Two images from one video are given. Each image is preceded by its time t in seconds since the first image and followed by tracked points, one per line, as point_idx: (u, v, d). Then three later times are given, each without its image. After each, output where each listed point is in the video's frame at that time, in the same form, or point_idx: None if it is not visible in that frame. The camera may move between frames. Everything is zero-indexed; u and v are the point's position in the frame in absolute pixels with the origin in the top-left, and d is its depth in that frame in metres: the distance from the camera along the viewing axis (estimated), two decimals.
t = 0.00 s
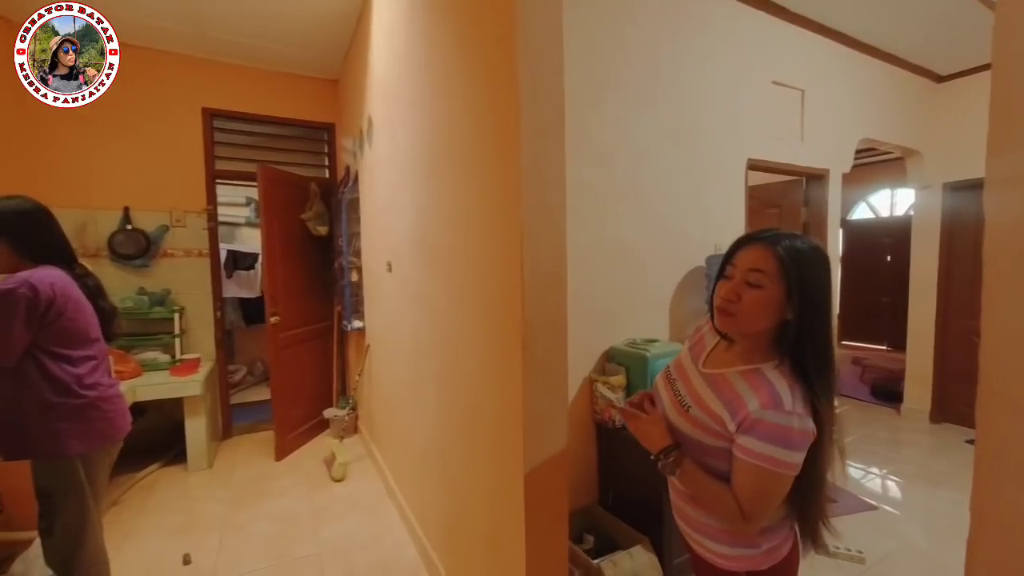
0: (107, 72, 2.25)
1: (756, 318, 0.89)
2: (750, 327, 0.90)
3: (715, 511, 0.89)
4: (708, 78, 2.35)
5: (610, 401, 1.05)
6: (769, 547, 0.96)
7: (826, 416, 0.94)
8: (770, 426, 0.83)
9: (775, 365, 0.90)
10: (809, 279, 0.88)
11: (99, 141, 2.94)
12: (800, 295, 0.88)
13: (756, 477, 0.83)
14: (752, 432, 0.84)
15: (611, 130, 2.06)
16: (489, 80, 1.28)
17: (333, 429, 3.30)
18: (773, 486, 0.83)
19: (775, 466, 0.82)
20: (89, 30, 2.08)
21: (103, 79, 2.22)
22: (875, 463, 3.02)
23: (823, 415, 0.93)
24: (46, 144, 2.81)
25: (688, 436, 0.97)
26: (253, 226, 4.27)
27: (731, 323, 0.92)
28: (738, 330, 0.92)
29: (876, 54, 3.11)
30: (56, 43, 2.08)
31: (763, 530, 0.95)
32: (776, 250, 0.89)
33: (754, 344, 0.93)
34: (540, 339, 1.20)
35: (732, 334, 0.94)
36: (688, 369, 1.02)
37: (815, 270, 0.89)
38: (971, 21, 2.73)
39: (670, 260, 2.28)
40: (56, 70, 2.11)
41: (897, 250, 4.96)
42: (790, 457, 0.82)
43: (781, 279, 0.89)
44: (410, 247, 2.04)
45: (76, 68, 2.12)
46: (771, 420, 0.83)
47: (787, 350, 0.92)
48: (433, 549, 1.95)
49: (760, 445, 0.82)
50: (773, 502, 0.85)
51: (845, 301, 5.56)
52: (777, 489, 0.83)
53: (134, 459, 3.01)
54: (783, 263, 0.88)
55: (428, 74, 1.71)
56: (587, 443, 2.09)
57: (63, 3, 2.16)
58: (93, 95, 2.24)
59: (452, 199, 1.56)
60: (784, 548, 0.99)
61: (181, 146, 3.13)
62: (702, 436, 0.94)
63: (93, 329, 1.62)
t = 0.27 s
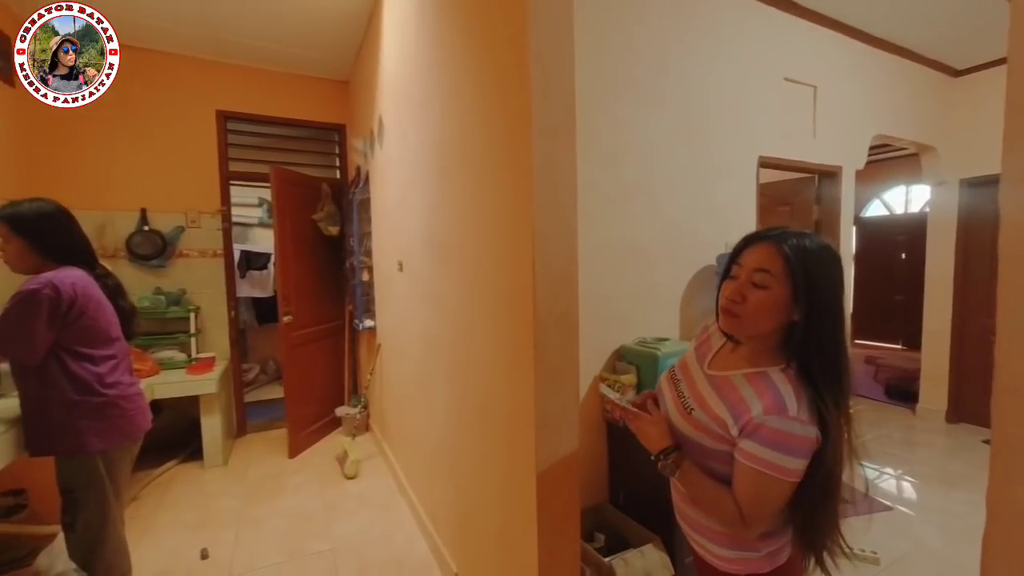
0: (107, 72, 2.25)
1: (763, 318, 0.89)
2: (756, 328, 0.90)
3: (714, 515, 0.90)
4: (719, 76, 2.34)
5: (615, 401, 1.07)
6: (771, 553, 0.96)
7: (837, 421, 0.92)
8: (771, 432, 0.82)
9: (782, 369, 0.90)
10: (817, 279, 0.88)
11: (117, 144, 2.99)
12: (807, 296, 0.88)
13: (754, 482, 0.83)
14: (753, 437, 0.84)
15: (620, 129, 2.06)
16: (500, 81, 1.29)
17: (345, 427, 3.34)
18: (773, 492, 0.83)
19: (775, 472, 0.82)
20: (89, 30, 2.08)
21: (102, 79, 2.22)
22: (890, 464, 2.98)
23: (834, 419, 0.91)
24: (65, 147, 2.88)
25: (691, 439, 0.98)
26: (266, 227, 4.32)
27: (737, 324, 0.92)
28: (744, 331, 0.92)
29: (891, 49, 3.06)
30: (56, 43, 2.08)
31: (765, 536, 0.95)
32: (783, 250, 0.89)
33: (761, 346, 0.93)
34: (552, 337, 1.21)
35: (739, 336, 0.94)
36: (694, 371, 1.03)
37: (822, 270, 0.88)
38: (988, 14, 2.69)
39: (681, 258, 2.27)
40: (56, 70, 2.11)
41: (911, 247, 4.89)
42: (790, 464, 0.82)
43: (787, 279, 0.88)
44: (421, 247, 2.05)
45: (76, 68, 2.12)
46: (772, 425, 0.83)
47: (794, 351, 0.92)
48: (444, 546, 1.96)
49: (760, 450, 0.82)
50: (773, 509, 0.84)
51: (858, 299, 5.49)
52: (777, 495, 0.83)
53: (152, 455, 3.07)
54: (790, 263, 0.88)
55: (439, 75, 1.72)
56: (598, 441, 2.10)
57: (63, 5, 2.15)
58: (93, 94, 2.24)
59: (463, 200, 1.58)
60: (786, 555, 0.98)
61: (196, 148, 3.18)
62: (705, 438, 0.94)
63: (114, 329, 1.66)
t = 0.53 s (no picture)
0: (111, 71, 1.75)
1: (770, 314, 0.89)
2: (763, 324, 0.90)
3: (724, 509, 0.89)
4: (735, 74, 2.32)
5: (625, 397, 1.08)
6: (782, 551, 0.95)
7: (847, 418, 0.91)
8: (779, 421, 0.82)
9: (791, 364, 0.89)
10: (825, 276, 0.87)
11: (140, 146, 3.07)
12: (814, 292, 0.87)
13: (763, 474, 0.82)
14: (760, 427, 0.83)
15: (635, 129, 2.05)
16: (516, 81, 1.30)
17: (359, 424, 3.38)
18: (783, 484, 0.82)
19: (785, 462, 0.81)
20: (90, 29, 1.70)
21: (106, 79, 1.77)
22: (909, 468, 2.93)
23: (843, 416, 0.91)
24: (91, 149, 2.96)
25: (701, 433, 0.98)
26: (282, 227, 4.39)
27: (745, 320, 0.93)
28: (752, 327, 0.92)
29: (912, 45, 3.00)
30: (56, 43, 1.68)
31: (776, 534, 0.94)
32: (790, 247, 0.89)
33: (770, 342, 0.92)
34: (567, 336, 1.22)
35: (747, 331, 0.94)
36: (703, 366, 1.03)
37: (831, 266, 0.87)
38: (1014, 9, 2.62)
39: (695, 258, 2.26)
40: (55, 71, 1.69)
41: (932, 248, 4.78)
42: (799, 454, 0.81)
43: (794, 276, 0.88)
44: (435, 247, 2.07)
45: (76, 69, 1.71)
46: (780, 414, 0.82)
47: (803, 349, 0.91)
48: (458, 542, 1.98)
49: (768, 439, 0.82)
50: (783, 502, 0.83)
51: (876, 300, 5.39)
52: (788, 487, 0.82)
53: (172, 450, 3.14)
54: (798, 260, 0.88)
55: (455, 76, 1.74)
56: (611, 441, 2.10)
57: None
58: (97, 96, 1.79)
59: (478, 199, 1.59)
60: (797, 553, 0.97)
61: (216, 149, 3.24)
62: (714, 431, 0.94)
63: (138, 326, 1.70)
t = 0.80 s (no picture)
0: (109, 72, 1.93)
1: (770, 312, 0.90)
2: (763, 321, 0.91)
3: (732, 502, 0.89)
4: (741, 73, 2.31)
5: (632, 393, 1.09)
6: (791, 548, 0.94)
7: (851, 410, 0.92)
8: (786, 408, 0.82)
9: (795, 358, 0.89)
10: (823, 274, 0.87)
11: (149, 148, 3.10)
12: (813, 289, 0.87)
13: (771, 462, 0.82)
14: (766, 415, 0.83)
15: (642, 129, 2.05)
16: (523, 82, 1.31)
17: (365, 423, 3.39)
18: (791, 473, 0.81)
19: (793, 450, 0.81)
20: (88, 29, 1.89)
21: (106, 79, 1.98)
22: (916, 470, 2.91)
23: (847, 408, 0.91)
24: (101, 151, 2.99)
25: (708, 426, 0.98)
26: (289, 227, 4.42)
27: (745, 319, 0.93)
28: (753, 325, 0.93)
29: (920, 43, 2.98)
30: (56, 43, 1.89)
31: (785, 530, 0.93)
32: (788, 246, 0.89)
33: (772, 339, 0.93)
34: (574, 335, 1.22)
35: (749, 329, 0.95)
36: (710, 363, 1.04)
37: (829, 263, 0.87)
38: None
39: (701, 258, 2.25)
40: (56, 70, 1.90)
41: (940, 248, 4.75)
42: (806, 442, 0.81)
43: (793, 274, 0.88)
44: (442, 247, 2.08)
45: (76, 68, 1.92)
46: (785, 401, 0.82)
47: (805, 345, 0.91)
48: (464, 541, 1.99)
49: (775, 427, 0.82)
50: (792, 492, 0.83)
51: (884, 301, 5.35)
52: (796, 477, 0.82)
53: (181, 449, 3.17)
54: (796, 259, 0.87)
55: (461, 77, 1.75)
56: (616, 441, 2.10)
57: None
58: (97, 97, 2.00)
59: (485, 200, 1.60)
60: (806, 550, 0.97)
61: (224, 151, 3.27)
62: (721, 423, 0.95)
63: (148, 326, 1.72)
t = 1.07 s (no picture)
0: (109, 73, 1.94)
1: (774, 318, 0.90)
2: (768, 326, 0.91)
3: (736, 504, 0.88)
4: (743, 75, 2.32)
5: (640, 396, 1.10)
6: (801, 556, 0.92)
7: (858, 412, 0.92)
8: (790, 407, 0.82)
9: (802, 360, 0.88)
10: (826, 279, 0.87)
11: (153, 151, 3.12)
12: (816, 294, 0.87)
13: (775, 462, 0.82)
14: (770, 415, 0.83)
15: (643, 130, 2.05)
16: (524, 83, 1.31)
17: (367, 425, 3.40)
18: (795, 473, 0.81)
19: (797, 451, 0.80)
20: (88, 29, 1.90)
21: (107, 79, 2.00)
22: (919, 471, 2.90)
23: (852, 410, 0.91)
24: (104, 154, 3.00)
25: (715, 428, 0.98)
26: (291, 229, 4.44)
27: (750, 325, 0.94)
28: (758, 331, 0.93)
29: (922, 44, 2.98)
30: (56, 43, 1.90)
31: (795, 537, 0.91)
32: (789, 252, 0.89)
33: (777, 343, 0.93)
34: (576, 336, 1.22)
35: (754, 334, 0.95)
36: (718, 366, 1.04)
37: (831, 268, 0.87)
38: None
39: (703, 259, 2.25)
40: (55, 70, 1.92)
41: (943, 248, 4.70)
42: (810, 442, 0.80)
43: (796, 280, 0.88)
44: (444, 249, 2.09)
45: (76, 68, 1.93)
46: (788, 400, 0.82)
47: (811, 349, 0.91)
48: (466, 543, 1.99)
49: (779, 427, 0.81)
50: (798, 494, 0.82)
51: (887, 302, 5.33)
52: (801, 478, 0.81)
53: (184, 450, 3.18)
54: (798, 265, 0.88)
55: (463, 80, 1.75)
56: (618, 442, 2.10)
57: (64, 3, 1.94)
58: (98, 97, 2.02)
59: (487, 201, 1.60)
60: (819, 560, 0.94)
61: (227, 153, 3.29)
62: (727, 424, 0.95)
63: (152, 328, 1.73)
